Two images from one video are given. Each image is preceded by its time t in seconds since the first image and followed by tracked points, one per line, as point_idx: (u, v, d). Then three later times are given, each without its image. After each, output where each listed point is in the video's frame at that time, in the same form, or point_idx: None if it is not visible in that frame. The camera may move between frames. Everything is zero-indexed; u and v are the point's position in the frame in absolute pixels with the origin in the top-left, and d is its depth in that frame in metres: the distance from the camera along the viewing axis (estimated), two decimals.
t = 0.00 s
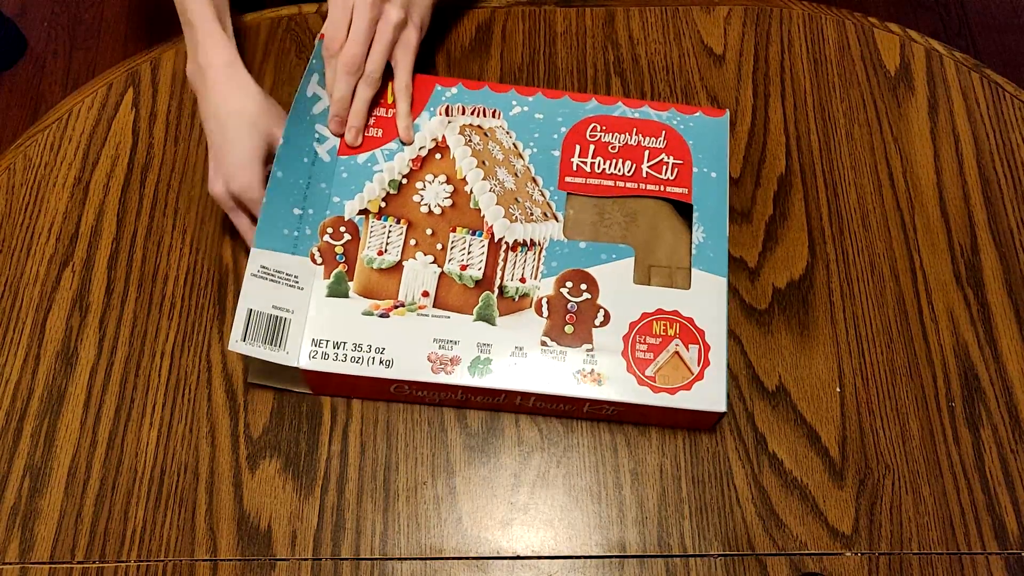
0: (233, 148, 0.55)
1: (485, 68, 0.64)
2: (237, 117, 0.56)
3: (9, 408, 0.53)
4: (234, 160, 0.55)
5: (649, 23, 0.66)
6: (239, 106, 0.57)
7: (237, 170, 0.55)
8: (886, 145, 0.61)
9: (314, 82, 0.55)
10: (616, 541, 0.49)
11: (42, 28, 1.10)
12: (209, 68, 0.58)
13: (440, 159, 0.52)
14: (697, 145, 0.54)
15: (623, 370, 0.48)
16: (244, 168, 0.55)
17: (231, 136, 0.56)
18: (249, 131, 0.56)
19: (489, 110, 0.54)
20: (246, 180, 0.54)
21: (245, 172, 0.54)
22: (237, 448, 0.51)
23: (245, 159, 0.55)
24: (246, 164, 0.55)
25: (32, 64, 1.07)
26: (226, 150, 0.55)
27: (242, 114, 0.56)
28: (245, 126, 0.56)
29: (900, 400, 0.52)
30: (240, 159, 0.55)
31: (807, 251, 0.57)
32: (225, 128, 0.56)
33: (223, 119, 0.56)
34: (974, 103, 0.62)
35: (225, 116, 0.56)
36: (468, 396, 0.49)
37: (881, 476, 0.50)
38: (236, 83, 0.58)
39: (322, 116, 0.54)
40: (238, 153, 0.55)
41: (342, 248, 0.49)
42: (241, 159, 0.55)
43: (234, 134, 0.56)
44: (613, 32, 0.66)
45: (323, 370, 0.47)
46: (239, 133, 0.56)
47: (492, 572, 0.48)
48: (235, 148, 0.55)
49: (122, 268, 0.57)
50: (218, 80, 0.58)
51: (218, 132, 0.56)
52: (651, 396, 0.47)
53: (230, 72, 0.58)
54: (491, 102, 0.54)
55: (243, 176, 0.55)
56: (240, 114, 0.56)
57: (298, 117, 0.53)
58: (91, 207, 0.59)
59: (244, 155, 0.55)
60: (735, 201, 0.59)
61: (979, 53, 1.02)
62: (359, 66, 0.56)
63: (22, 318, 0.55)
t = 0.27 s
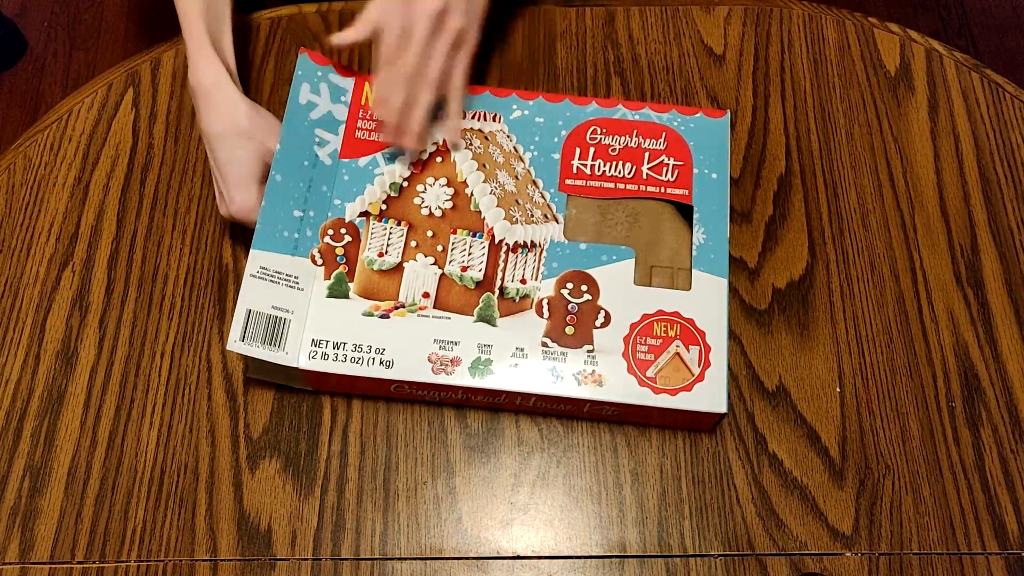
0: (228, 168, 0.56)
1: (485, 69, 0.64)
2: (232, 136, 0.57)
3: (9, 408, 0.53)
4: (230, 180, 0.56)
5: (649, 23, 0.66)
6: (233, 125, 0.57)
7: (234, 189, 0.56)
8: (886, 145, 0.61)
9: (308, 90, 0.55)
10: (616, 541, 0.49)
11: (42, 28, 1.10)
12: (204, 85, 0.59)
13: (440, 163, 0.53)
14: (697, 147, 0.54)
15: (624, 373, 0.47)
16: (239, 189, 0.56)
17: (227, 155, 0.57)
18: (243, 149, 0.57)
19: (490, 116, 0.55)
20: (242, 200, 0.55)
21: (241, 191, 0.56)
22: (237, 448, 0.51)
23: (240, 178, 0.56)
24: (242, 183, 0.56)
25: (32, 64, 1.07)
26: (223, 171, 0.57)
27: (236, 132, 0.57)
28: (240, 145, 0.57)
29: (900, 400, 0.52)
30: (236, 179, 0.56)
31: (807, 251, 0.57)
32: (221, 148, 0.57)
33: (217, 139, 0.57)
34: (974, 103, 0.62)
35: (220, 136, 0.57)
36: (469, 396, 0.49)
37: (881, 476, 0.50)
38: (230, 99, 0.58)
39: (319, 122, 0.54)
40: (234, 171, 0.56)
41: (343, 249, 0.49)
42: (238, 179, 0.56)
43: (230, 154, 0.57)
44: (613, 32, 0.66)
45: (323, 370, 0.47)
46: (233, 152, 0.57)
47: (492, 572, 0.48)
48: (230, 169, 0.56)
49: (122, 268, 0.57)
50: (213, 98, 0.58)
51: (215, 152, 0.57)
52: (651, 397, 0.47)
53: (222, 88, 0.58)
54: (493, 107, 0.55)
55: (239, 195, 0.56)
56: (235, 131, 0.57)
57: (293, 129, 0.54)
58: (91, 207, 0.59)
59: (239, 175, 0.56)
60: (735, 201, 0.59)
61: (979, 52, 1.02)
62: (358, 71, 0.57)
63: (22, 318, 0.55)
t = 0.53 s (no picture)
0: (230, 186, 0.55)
1: (485, 69, 0.64)
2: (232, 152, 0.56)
3: (10, 408, 0.53)
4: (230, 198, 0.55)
5: (649, 23, 0.66)
6: (233, 142, 0.56)
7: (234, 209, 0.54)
8: (886, 145, 0.61)
9: (306, 96, 0.54)
10: (616, 541, 0.49)
11: (42, 28, 1.10)
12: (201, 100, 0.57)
13: (440, 165, 0.52)
14: (698, 147, 0.54)
15: (625, 373, 0.47)
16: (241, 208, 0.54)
17: (227, 174, 0.55)
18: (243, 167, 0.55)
19: (489, 117, 0.53)
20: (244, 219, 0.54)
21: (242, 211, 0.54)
22: (237, 448, 0.51)
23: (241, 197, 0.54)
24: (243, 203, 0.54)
25: (32, 64, 1.07)
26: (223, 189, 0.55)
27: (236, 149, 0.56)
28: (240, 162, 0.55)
29: (900, 400, 0.52)
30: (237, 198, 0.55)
31: (807, 251, 0.57)
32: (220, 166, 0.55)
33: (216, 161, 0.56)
34: (974, 103, 0.62)
35: (220, 153, 0.56)
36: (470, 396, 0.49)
37: (881, 476, 0.50)
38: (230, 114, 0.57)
39: (317, 128, 0.53)
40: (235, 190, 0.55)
41: (343, 251, 0.49)
42: (238, 198, 0.55)
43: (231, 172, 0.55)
44: (612, 32, 0.66)
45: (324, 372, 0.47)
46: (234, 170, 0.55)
47: (492, 572, 0.48)
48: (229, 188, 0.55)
49: (123, 268, 0.57)
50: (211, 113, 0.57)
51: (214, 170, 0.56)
52: (652, 399, 0.47)
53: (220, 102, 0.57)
54: (492, 109, 0.54)
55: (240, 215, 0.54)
56: (235, 149, 0.56)
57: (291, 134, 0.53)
58: (91, 207, 0.59)
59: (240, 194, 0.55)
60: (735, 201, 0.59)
61: (979, 52, 1.02)
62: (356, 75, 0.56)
63: (22, 318, 0.55)
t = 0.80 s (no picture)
0: (230, 206, 0.53)
1: (485, 69, 0.64)
2: (230, 171, 0.54)
3: (9, 408, 0.53)
4: (230, 218, 0.53)
5: (649, 23, 0.66)
6: (231, 160, 0.55)
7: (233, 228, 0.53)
8: (886, 145, 0.61)
9: (304, 102, 0.54)
10: (616, 541, 0.49)
11: (42, 29, 1.10)
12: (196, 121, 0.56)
13: (439, 169, 0.51)
14: (696, 144, 0.54)
15: (630, 371, 0.47)
16: (239, 226, 0.53)
17: (227, 192, 0.54)
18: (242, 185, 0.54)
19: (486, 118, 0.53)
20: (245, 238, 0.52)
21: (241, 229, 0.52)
22: (237, 448, 0.51)
23: (239, 216, 0.53)
24: (242, 222, 0.53)
25: (32, 64, 1.07)
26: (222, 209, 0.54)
27: (233, 166, 0.55)
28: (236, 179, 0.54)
29: (900, 400, 0.52)
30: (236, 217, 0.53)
31: (807, 251, 0.57)
32: (220, 187, 0.54)
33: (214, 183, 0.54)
34: (974, 102, 0.62)
35: (220, 173, 0.54)
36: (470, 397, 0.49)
37: (880, 476, 0.50)
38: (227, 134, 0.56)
39: (316, 134, 0.53)
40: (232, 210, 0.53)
41: (345, 257, 0.49)
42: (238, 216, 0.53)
43: (229, 191, 0.54)
44: (612, 32, 0.66)
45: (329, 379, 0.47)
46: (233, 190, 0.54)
47: (492, 572, 0.48)
48: (229, 207, 0.53)
49: (123, 268, 0.57)
50: (208, 134, 0.56)
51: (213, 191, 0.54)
52: (658, 396, 0.47)
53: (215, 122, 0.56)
54: (489, 111, 0.53)
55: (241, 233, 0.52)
56: (232, 168, 0.55)
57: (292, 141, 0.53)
58: (91, 207, 0.59)
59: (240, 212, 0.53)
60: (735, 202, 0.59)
61: (979, 52, 1.02)
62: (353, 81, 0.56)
63: (22, 318, 0.55)
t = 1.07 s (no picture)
0: (216, 211, 0.53)
1: (485, 69, 0.64)
2: (218, 177, 0.54)
3: (10, 408, 0.53)
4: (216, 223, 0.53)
5: (649, 23, 0.66)
6: (219, 165, 0.55)
7: (219, 234, 0.53)
8: (886, 146, 0.61)
9: (281, 116, 0.51)
10: (616, 541, 0.49)
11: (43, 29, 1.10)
12: (187, 126, 0.56)
13: (427, 173, 0.50)
14: (686, 125, 0.51)
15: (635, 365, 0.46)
16: (225, 232, 0.53)
17: (213, 198, 0.54)
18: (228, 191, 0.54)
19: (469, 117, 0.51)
20: (230, 244, 0.53)
21: (227, 235, 0.53)
22: (236, 448, 0.51)
23: (225, 222, 0.53)
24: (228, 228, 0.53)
25: (32, 64, 1.07)
26: (209, 214, 0.54)
27: (220, 172, 0.54)
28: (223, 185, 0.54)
29: (900, 401, 0.52)
30: (222, 223, 0.53)
31: (807, 251, 0.57)
32: (207, 192, 0.54)
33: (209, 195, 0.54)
34: (974, 102, 0.62)
35: (208, 178, 0.54)
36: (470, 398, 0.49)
37: (880, 476, 0.50)
38: (216, 138, 0.56)
39: (297, 149, 0.51)
40: (218, 216, 0.53)
41: (340, 274, 0.48)
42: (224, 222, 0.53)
43: (216, 196, 0.54)
44: (612, 32, 0.66)
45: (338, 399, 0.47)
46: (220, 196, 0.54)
47: (492, 572, 0.48)
48: (215, 212, 0.53)
49: (122, 268, 0.57)
50: (197, 140, 0.56)
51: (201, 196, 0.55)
52: (665, 389, 0.46)
53: (205, 128, 0.56)
54: (471, 108, 0.51)
55: (227, 239, 0.53)
56: (219, 174, 0.54)
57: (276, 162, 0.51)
58: (91, 207, 0.59)
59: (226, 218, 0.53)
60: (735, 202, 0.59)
61: (979, 52, 1.02)
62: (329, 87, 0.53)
63: (22, 318, 0.55)
